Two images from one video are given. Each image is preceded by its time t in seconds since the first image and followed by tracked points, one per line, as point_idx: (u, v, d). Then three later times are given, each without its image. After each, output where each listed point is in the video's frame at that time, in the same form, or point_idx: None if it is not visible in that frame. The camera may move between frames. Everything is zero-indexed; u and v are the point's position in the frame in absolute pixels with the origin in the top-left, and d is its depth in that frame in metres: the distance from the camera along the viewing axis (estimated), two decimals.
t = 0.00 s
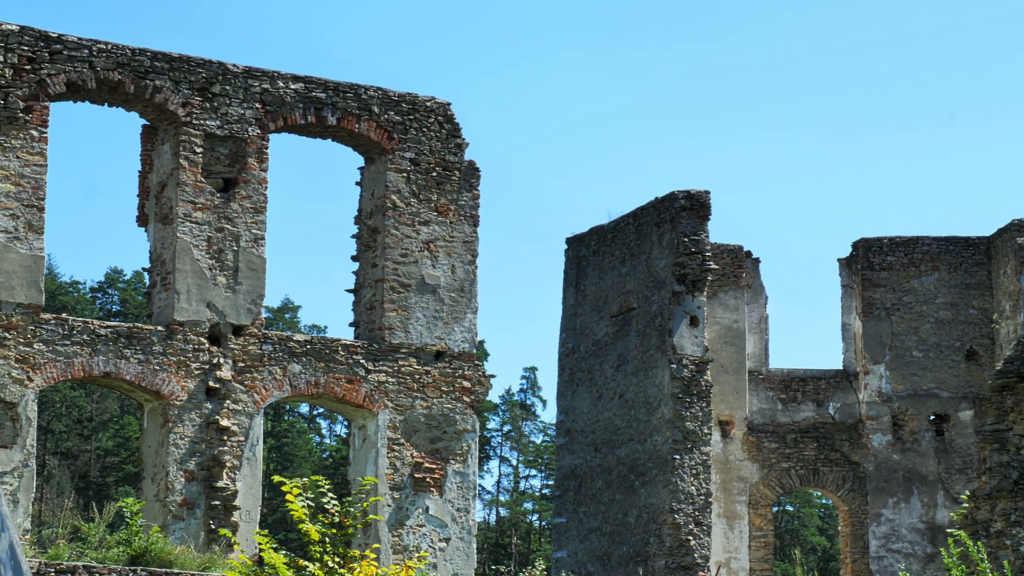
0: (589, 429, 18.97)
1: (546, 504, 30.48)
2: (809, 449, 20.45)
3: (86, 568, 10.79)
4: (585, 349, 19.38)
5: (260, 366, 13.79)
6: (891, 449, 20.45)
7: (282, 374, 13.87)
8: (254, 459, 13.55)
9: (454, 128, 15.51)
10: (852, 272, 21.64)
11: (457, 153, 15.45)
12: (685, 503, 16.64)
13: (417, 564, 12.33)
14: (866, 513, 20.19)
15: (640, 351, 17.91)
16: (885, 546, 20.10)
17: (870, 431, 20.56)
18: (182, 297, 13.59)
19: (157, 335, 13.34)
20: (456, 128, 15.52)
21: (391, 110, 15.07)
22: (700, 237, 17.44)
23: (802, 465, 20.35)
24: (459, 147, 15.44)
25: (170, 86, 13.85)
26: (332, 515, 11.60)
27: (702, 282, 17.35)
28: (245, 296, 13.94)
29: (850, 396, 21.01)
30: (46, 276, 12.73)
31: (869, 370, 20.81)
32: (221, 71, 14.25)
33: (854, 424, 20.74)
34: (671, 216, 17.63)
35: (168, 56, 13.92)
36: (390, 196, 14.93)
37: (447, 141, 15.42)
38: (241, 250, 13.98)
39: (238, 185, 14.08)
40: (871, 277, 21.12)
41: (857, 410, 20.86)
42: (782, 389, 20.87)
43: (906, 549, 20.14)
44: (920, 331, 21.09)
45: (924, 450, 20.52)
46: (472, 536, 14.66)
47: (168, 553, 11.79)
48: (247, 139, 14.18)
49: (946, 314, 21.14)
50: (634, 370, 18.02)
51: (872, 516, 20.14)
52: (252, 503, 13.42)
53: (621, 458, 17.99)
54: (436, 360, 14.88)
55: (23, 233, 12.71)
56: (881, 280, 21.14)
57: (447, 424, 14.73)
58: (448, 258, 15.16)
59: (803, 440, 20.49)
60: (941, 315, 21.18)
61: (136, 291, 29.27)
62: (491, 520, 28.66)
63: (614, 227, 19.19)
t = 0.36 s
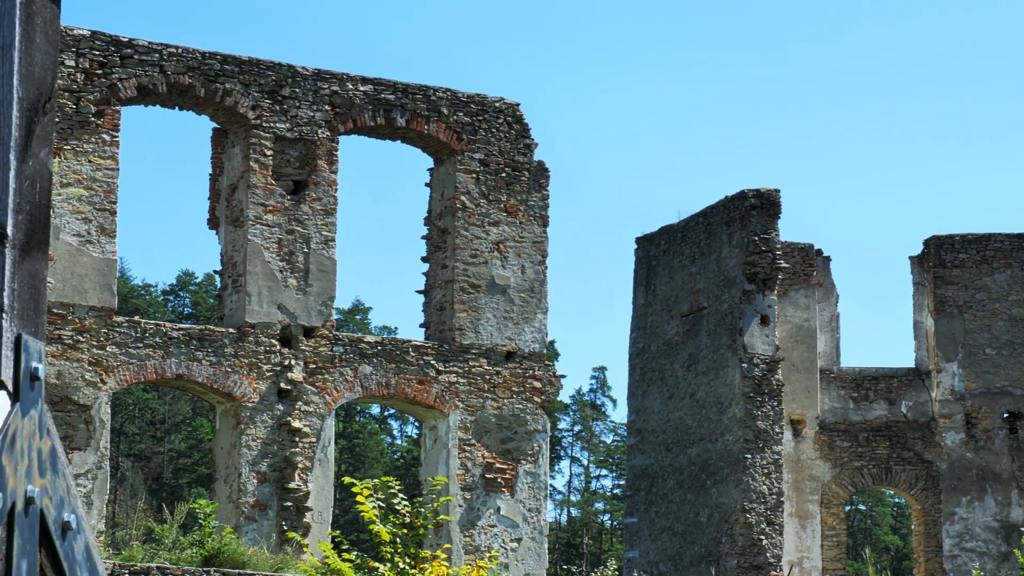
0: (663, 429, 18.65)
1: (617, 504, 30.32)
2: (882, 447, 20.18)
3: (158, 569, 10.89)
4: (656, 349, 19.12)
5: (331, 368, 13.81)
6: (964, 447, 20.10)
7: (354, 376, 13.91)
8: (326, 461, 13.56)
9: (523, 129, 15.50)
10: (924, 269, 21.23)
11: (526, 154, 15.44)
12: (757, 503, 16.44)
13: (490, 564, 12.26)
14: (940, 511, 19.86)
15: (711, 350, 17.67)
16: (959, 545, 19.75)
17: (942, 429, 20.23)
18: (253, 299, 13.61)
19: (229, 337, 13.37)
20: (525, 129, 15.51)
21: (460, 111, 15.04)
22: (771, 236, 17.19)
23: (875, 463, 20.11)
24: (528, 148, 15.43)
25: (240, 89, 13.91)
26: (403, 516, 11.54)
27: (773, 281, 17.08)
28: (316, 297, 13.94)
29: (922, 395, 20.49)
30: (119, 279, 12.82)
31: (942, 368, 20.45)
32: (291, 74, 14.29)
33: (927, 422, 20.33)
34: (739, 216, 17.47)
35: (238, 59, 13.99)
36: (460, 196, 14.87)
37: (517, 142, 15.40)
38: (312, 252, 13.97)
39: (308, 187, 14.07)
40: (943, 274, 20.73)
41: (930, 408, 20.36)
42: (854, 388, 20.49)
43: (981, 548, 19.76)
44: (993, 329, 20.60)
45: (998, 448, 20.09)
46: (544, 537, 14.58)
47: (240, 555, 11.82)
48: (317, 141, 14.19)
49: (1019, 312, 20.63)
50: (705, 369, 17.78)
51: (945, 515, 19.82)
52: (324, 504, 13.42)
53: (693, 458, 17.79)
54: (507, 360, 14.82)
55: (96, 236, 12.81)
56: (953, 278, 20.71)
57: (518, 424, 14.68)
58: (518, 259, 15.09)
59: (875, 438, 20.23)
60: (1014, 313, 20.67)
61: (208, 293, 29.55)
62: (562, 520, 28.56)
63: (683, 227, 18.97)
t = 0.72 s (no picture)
0: (729, 428, 18.44)
1: (685, 504, 30.07)
2: (951, 445, 19.80)
3: (227, 570, 10.92)
4: (723, 349, 18.90)
5: (399, 369, 13.80)
6: None
7: (420, 377, 13.88)
8: (394, 462, 13.55)
9: (588, 129, 15.40)
10: (992, 267, 20.75)
11: (591, 154, 15.33)
12: (824, 502, 16.17)
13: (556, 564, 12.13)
14: (1011, 509, 19.39)
15: (779, 350, 17.40)
16: None
17: (1013, 427, 19.78)
18: (321, 300, 13.66)
19: (296, 339, 13.41)
20: (590, 129, 15.41)
21: (525, 111, 14.96)
22: (838, 234, 16.84)
23: (945, 462, 19.73)
24: (594, 148, 15.32)
25: (306, 92, 13.94)
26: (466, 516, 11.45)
27: (841, 279, 16.81)
28: (382, 299, 13.94)
29: (992, 393, 20.17)
30: (186, 282, 12.93)
31: (1012, 365, 20.02)
32: (356, 76, 14.29)
33: (997, 421, 19.97)
34: (806, 215, 17.28)
35: (304, 62, 14.02)
36: (525, 197, 14.81)
37: (582, 142, 15.30)
38: (378, 253, 13.97)
39: (375, 189, 14.07)
40: (1013, 270, 20.23)
41: (1000, 407, 20.02)
42: (922, 386, 20.21)
43: None
44: None
45: None
46: (612, 537, 14.46)
47: (308, 556, 11.84)
48: (383, 143, 14.18)
49: None
50: (773, 369, 17.57)
51: (1017, 513, 19.32)
52: (392, 506, 13.37)
53: (761, 458, 17.56)
54: (574, 360, 14.74)
55: (164, 239, 12.91)
56: None
57: (585, 424, 14.59)
58: (584, 259, 14.99)
59: (944, 437, 19.87)
60: None
61: (275, 296, 29.73)
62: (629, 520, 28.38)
63: (750, 225, 18.71)
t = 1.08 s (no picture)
0: (787, 427, 18.29)
1: (742, 504, 29.82)
2: (1010, 444, 19.49)
3: (285, 571, 10.91)
4: (779, 348, 18.85)
5: (455, 369, 13.78)
6: None
7: (477, 378, 13.85)
8: (450, 462, 13.53)
9: (644, 129, 15.31)
10: None
11: (647, 153, 15.24)
12: (883, 501, 15.92)
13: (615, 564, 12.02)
14: None
15: (835, 348, 17.06)
16: None
17: None
18: (377, 302, 13.64)
19: (353, 340, 13.41)
20: (645, 129, 15.32)
21: (581, 112, 14.90)
22: (895, 232, 16.62)
23: (1004, 460, 19.34)
24: (649, 147, 15.24)
25: (361, 93, 13.93)
26: (523, 517, 11.37)
27: (898, 278, 16.55)
28: (439, 300, 13.93)
29: None
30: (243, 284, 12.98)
31: None
32: (411, 77, 14.26)
33: None
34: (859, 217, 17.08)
35: (359, 63, 14.02)
36: (581, 197, 14.74)
37: (637, 142, 15.22)
38: (434, 255, 13.97)
39: (430, 190, 14.07)
40: None
41: None
42: (981, 384, 19.94)
43: None
44: None
45: None
46: (670, 537, 14.38)
47: (366, 557, 11.85)
48: (438, 143, 14.14)
49: None
50: (830, 368, 17.19)
51: None
52: (449, 507, 13.31)
53: (819, 456, 17.33)
54: (630, 360, 14.66)
55: (221, 242, 12.96)
56: None
57: (642, 424, 14.51)
58: (640, 259, 14.90)
59: (1004, 436, 19.55)
60: None
61: (332, 297, 29.89)
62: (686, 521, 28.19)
63: (806, 224, 18.50)
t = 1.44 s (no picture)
0: (845, 428, 17.83)
1: (800, 503, 29.55)
2: None
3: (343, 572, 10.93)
4: (836, 347, 18.28)
5: (512, 370, 13.76)
6: None
7: (534, 378, 13.82)
8: (507, 463, 13.51)
9: (699, 128, 15.23)
10: None
11: (703, 153, 15.16)
12: (942, 501, 15.72)
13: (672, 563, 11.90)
14: None
15: (894, 347, 16.88)
16: None
17: None
18: (434, 303, 13.63)
19: (410, 341, 13.42)
20: (701, 128, 15.24)
21: (636, 111, 14.83)
22: (953, 230, 16.47)
23: None
24: (705, 147, 15.15)
25: (417, 95, 13.93)
26: (580, 517, 11.29)
27: (955, 276, 16.37)
28: (495, 300, 13.92)
29: None
30: (300, 286, 13.04)
31: None
32: (466, 78, 14.25)
33: None
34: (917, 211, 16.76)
35: (415, 65, 14.03)
36: (637, 197, 14.65)
37: (693, 141, 15.14)
38: (490, 255, 13.96)
39: (486, 191, 14.05)
40: None
41: None
42: None
43: None
44: None
45: None
46: (727, 537, 14.28)
47: (424, 557, 11.84)
48: (494, 144, 14.13)
49: None
50: (888, 367, 17.02)
51: None
52: (507, 508, 13.34)
53: (876, 456, 17.02)
54: (687, 360, 14.58)
55: (277, 244, 13.02)
56: None
57: (699, 424, 14.43)
58: (696, 259, 14.82)
59: None
60: None
61: (387, 299, 30.01)
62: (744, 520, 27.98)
63: (863, 222, 18.18)
